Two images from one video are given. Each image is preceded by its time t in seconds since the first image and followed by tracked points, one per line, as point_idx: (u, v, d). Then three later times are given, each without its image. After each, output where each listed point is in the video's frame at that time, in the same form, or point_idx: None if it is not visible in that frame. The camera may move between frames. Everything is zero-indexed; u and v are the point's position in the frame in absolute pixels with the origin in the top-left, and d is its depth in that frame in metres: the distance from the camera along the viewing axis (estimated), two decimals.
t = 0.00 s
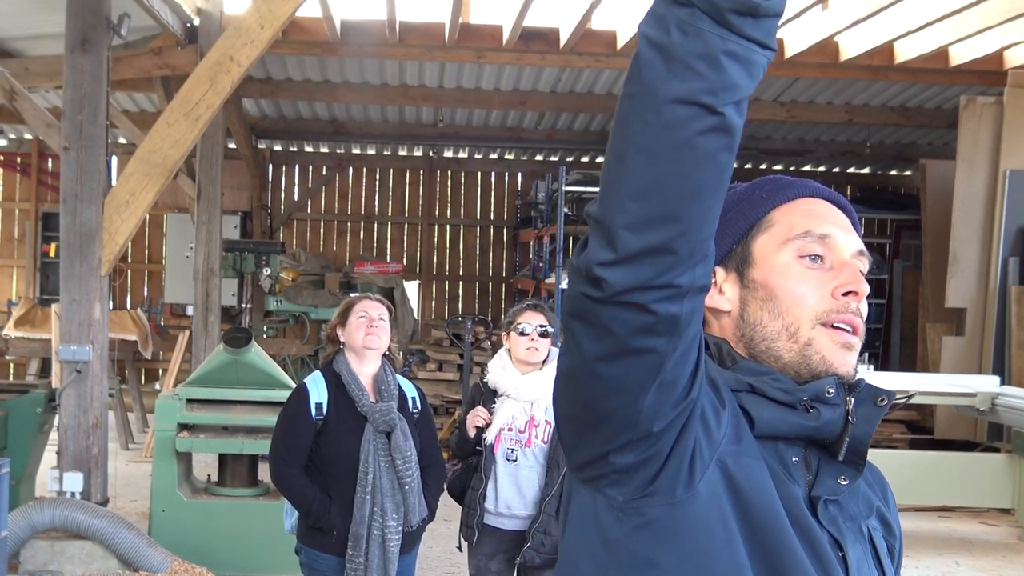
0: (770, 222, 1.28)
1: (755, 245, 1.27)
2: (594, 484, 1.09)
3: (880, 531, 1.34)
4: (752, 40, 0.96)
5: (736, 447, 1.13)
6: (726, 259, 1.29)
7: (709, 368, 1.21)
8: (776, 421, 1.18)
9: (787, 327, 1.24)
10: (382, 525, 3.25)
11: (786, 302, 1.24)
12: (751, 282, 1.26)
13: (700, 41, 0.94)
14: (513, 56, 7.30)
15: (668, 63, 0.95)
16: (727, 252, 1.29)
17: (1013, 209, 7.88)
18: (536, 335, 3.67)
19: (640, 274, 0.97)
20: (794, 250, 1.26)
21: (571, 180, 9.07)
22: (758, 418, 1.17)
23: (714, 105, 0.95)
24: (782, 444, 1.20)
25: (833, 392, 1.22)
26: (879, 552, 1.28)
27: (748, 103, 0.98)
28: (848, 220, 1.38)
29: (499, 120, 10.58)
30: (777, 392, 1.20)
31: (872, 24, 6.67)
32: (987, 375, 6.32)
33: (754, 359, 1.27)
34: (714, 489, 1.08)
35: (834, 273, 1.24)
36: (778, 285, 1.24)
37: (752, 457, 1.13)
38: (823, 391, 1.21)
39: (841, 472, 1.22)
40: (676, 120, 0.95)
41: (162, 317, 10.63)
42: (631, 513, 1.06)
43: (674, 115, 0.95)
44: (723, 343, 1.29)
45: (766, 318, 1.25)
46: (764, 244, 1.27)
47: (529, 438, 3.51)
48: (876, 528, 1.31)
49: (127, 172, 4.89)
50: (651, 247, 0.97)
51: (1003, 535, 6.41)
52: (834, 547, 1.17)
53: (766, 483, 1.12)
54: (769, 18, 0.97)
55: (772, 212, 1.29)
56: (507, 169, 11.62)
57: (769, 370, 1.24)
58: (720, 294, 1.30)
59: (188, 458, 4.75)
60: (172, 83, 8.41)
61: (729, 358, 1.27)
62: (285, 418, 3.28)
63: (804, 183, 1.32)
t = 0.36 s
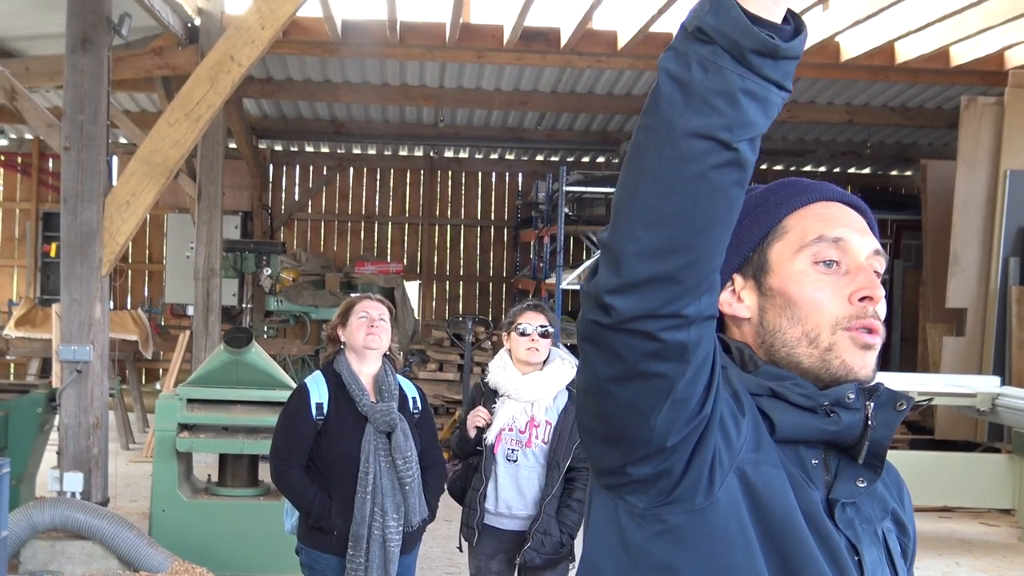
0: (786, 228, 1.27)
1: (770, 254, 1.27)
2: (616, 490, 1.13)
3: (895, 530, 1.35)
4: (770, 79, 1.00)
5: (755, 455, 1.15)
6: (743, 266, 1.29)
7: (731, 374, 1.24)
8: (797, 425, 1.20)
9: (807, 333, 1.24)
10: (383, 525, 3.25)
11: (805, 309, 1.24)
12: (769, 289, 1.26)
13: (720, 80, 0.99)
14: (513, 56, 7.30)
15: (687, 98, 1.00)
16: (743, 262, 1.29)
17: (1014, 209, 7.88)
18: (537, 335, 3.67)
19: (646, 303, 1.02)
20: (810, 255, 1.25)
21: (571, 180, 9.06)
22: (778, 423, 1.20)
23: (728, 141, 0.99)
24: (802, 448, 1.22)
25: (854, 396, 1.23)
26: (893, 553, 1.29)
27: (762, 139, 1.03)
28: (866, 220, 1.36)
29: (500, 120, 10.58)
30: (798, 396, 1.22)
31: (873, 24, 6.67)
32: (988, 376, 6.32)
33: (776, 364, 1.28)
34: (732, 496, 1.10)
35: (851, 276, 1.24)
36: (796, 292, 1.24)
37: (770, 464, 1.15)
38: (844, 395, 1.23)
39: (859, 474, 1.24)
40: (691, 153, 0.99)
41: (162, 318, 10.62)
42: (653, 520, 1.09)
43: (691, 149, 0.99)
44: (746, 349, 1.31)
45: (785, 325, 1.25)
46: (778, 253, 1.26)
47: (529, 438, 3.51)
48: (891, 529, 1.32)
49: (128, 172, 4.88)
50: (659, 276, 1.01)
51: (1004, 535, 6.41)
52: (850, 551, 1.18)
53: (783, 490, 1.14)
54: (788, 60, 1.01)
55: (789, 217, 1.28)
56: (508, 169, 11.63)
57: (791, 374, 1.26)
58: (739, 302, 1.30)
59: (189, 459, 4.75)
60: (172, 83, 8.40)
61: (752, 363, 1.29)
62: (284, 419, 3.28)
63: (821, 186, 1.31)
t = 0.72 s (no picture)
0: (814, 240, 1.27)
1: (797, 265, 1.26)
2: (628, 484, 1.15)
3: (910, 539, 1.34)
4: (761, 101, 1.00)
5: (766, 456, 1.15)
6: (772, 274, 1.30)
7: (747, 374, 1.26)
8: (813, 433, 1.20)
9: (827, 345, 1.23)
10: (382, 525, 3.25)
11: (826, 320, 1.23)
12: (792, 298, 1.26)
13: (713, 102, 0.99)
14: (513, 56, 7.30)
15: (680, 118, 1.01)
16: (772, 268, 1.29)
17: (1013, 209, 7.88)
18: (537, 335, 3.66)
19: (646, 315, 1.04)
20: (835, 269, 1.24)
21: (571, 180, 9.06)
22: (794, 428, 1.20)
23: (721, 161, 1.00)
24: (817, 454, 1.21)
25: (871, 409, 1.22)
26: (905, 562, 1.29)
27: (757, 157, 1.03)
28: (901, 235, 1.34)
29: (499, 120, 10.58)
30: (815, 404, 1.21)
31: (873, 24, 6.67)
32: (987, 376, 6.32)
33: (796, 369, 1.26)
34: (741, 496, 1.11)
35: (875, 293, 1.23)
36: (818, 305, 1.23)
37: (781, 466, 1.16)
38: (861, 407, 1.22)
39: (872, 483, 1.24)
40: (684, 173, 1.00)
41: (162, 317, 10.61)
42: (662, 514, 1.11)
43: (685, 168, 1.00)
44: (769, 353, 1.29)
45: (806, 335, 1.24)
46: (805, 264, 1.26)
47: (529, 438, 3.51)
48: (905, 537, 1.32)
49: (128, 172, 4.88)
50: (657, 291, 1.03)
51: (1003, 535, 6.41)
52: (857, 556, 1.19)
53: (794, 492, 1.14)
54: (779, 80, 1.00)
55: (817, 230, 1.27)
56: (507, 169, 11.62)
57: (813, 383, 1.24)
58: (765, 308, 1.30)
59: (188, 458, 4.74)
60: (172, 83, 8.41)
61: (773, 366, 1.28)
62: (285, 418, 3.29)
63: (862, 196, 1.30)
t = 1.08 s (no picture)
0: (808, 242, 1.27)
1: (790, 266, 1.27)
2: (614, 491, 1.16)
3: (906, 544, 1.35)
4: (748, 164, 0.98)
5: (752, 462, 1.16)
6: (765, 275, 1.31)
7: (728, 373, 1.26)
8: (806, 433, 1.21)
9: (819, 346, 1.24)
10: (382, 524, 3.26)
11: (819, 321, 1.24)
12: (785, 299, 1.27)
13: (701, 157, 0.97)
14: (513, 56, 7.30)
15: (668, 163, 0.99)
16: (767, 270, 1.30)
17: (1013, 209, 7.88)
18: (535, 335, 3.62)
19: (591, 347, 1.01)
20: (827, 270, 1.24)
21: (570, 180, 9.06)
22: (789, 429, 1.21)
23: (694, 214, 0.98)
24: (812, 454, 1.23)
25: (866, 409, 1.24)
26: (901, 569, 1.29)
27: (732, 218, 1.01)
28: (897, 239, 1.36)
29: (499, 120, 10.57)
30: (810, 405, 1.22)
31: (872, 23, 6.67)
32: (987, 375, 6.31)
33: (791, 369, 1.27)
34: (727, 500, 1.13)
35: (867, 295, 1.23)
36: (812, 306, 1.24)
37: (768, 470, 1.17)
38: (856, 407, 1.24)
39: (868, 485, 1.26)
40: (655, 217, 0.98)
41: (161, 317, 10.59)
42: (646, 521, 1.13)
43: (658, 212, 0.98)
44: (765, 354, 1.29)
45: (799, 335, 1.26)
46: (798, 265, 1.26)
47: (530, 438, 3.51)
48: (900, 542, 1.32)
49: (127, 172, 4.88)
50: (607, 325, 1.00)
51: (1003, 535, 6.41)
52: (849, 558, 1.20)
53: (780, 497, 1.15)
54: (771, 151, 0.98)
55: (809, 233, 1.28)
56: (507, 169, 11.63)
57: (806, 383, 1.25)
58: (758, 310, 1.31)
59: (188, 458, 4.74)
60: (172, 83, 8.40)
61: (768, 369, 1.28)
62: (284, 417, 3.28)
63: (858, 200, 1.29)
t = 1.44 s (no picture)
0: (769, 238, 1.31)
1: (755, 261, 1.30)
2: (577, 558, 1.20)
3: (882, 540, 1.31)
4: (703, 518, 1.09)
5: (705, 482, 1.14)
6: (731, 273, 1.33)
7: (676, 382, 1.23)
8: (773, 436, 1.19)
9: (785, 343, 1.26)
10: (382, 524, 3.26)
11: (784, 318, 1.26)
12: (750, 298, 1.29)
13: (677, 499, 1.06)
14: (512, 56, 7.30)
15: (649, 479, 1.06)
16: (731, 268, 1.33)
17: (1013, 210, 7.89)
18: (536, 335, 3.66)
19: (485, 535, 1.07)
20: (790, 264, 1.28)
21: (571, 180, 9.06)
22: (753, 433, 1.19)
23: (629, 530, 1.06)
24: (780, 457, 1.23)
25: (832, 408, 1.25)
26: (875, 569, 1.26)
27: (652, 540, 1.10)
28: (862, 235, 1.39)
29: (499, 120, 10.57)
30: (775, 408, 1.21)
31: (873, 23, 6.67)
32: (987, 375, 6.31)
33: (755, 373, 1.29)
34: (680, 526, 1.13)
35: (830, 289, 1.26)
36: (775, 303, 1.26)
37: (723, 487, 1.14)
38: (821, 407, 1.24)
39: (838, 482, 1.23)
40: (601, 509, 1.05)
41: (161, 317, 10.58)
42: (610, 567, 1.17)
43: (608, 511, 1.05)
44: (726, 359, 1.29)
45: (764, 334, 1.28)
46: (762, 261, 1.29)
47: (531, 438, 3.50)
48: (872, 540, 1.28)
49: (127, 172, 4.88)
50: (504, 536, 1.06)
51: (1003, 535, 6.41)
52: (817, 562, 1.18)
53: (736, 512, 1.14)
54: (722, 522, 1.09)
55: (772, 230, 1.31)
56: (507, 169, 11.62)
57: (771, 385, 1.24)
58: (723, 308, 1.33)
59: (188, 458, 4.74)
60: (172, 83, 8.41)
61: (730, 373, 1.27)
62: (282, 418, 3.28)
63: (821, 192, 1.35)
